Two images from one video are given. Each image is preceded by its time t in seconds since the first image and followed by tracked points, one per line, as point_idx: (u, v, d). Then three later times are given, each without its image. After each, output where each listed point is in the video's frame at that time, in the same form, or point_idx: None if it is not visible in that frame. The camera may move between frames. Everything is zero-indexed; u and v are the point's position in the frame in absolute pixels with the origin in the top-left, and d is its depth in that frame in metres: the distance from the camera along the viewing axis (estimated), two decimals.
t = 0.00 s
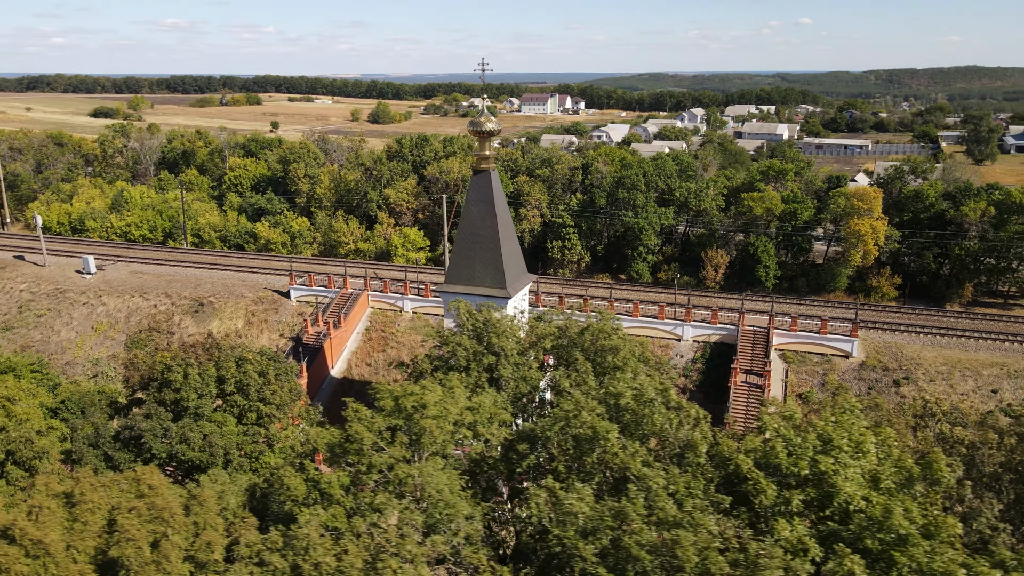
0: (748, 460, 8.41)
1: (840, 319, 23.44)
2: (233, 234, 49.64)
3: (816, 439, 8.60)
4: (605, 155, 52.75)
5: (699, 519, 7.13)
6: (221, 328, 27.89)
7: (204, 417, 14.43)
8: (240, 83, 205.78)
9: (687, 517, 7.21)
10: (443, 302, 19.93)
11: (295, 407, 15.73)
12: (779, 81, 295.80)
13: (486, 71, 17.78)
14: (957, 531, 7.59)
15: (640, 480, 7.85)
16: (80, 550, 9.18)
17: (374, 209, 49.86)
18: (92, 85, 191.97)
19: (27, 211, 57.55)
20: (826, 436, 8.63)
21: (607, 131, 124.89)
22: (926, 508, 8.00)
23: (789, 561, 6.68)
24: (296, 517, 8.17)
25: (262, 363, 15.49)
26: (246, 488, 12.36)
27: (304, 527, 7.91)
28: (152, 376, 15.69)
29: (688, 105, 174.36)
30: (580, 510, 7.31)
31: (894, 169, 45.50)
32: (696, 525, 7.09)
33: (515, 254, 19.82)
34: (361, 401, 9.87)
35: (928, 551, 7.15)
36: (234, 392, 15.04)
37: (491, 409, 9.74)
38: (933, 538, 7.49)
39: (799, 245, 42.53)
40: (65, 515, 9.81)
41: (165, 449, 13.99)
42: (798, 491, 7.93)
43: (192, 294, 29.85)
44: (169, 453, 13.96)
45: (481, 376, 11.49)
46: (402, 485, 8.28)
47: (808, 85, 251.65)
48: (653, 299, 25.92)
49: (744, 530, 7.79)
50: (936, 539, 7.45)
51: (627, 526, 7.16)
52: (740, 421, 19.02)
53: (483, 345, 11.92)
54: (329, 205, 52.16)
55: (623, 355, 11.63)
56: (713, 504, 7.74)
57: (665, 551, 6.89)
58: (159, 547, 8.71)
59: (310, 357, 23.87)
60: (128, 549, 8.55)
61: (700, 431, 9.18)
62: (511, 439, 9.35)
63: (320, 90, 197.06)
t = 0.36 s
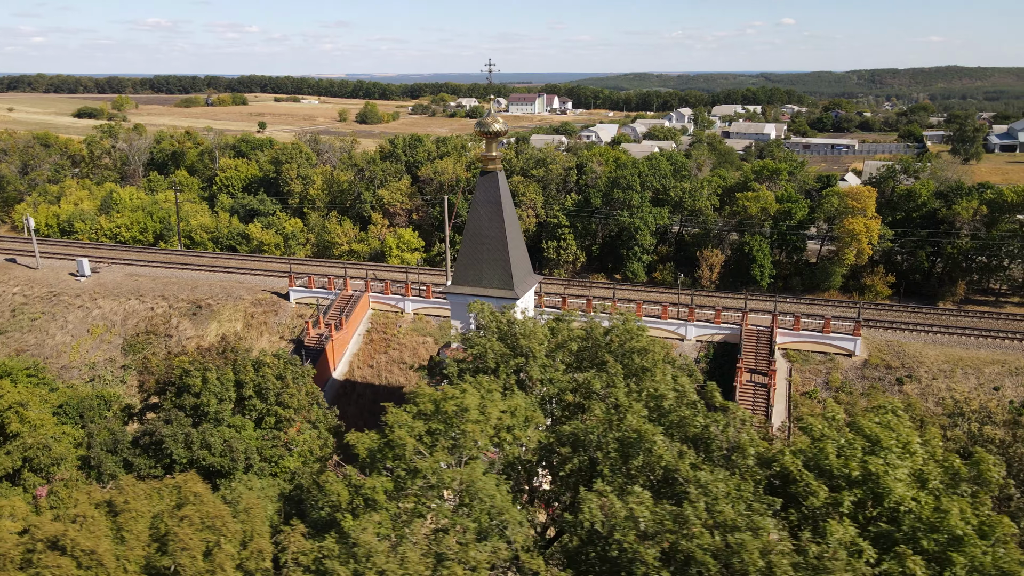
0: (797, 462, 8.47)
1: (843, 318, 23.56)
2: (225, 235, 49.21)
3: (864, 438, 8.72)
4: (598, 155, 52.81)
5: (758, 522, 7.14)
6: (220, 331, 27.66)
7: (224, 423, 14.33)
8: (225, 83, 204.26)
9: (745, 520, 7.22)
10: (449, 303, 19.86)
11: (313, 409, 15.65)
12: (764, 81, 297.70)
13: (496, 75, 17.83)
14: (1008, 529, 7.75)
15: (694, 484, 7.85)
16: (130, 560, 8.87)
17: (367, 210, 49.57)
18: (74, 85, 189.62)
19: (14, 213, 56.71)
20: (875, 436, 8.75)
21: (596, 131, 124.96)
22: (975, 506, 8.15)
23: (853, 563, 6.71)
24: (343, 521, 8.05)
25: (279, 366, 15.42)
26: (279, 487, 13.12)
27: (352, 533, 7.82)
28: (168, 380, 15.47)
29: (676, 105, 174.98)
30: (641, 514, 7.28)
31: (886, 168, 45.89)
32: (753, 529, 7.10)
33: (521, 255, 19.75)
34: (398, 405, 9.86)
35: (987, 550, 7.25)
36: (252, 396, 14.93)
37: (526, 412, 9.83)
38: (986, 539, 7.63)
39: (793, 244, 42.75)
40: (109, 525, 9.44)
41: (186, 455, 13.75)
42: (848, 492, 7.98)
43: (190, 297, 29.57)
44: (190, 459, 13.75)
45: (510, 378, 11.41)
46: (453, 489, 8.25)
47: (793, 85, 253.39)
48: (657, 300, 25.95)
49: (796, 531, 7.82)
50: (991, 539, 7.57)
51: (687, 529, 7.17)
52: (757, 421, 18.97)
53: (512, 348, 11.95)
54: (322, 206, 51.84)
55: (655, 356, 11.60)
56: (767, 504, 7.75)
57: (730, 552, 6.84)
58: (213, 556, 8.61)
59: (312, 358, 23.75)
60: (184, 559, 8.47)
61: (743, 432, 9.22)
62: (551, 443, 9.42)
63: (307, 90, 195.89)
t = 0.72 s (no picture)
0: (843, 464, 9.07)
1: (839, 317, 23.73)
2: (211, 237, 48.63)
3: (905, 439, 9.44)
4: (587, 155, 52.91)
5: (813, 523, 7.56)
6: (213, 334, 27.35)
7: (238, 428, 14.24)
8: (204, 83, 202.07)
9: (799, 521, 7.61)
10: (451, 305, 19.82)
11: (325, 414, 15.49)
12: (744, 81, 300.05)
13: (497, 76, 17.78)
14: None
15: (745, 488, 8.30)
16: (176, 570, 8.68)
17: (355, 211, 49.24)
18: (49, 85, 186.47)
19: None
20: (914, 435, 9.47)
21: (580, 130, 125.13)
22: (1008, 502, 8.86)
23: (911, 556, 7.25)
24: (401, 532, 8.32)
25: (291, 369, 15.29)
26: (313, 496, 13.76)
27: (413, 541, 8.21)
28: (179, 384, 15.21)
29: (658, 104, 175.77)
30: (697, 517, 7.70)
31: (872, 168, 46.47)
32: (808, 529, 7.52)
33: (522, 256, 19.73)
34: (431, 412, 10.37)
35: None
36: (265, 401, 14.78)
37: (556, 418, 10.67)
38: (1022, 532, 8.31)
39: (781, 242, 43.13)
40: (148, 536, 9.38)
41: (201, 463, 13.60)
42: (889, 491, 8.56)
43: (180, 300, 29.21)
44: (205, 466, 13.60)
45: (534, 380, 11.99)
46: (501, 494, 8.67)
47: (773, 84, 255.59)
48: (654, 299, 26.07)
49: (847, 529, 8.38)
50: None
51: (744, 531, 7.51)
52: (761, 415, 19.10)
53: (533, 351, 12.42)
54: (309, 207, 51.44)
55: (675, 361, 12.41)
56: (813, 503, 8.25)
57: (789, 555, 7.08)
58: (262, 565, 8.32)
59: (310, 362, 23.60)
60: (233, 567, 8.09)
61: (784, 436, 9.76)
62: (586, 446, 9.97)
63: (288, 91, 194.35)
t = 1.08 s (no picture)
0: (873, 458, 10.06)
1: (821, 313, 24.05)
2: (184, 240, 47.73)
3: (932, 433, 10.57)
4: (564, 155, 53.01)
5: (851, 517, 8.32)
6: (193, 339, 26.87)
7: (241, 434, 14.10)
8: (169, 83, 198.36)
9: (837, 516, 8.38)
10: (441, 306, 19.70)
11: (327, 419, 15.25)
12: (711, 81, 303.56)
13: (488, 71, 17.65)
14: None
15: (778, 486, 8.97)
16: None
17: (331, 212, 48.69)
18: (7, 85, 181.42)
19: None
20: (940, 430, 10.61)
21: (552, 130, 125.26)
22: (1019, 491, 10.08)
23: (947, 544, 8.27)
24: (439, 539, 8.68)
25: (292, 373, 15.24)
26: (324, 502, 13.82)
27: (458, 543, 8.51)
28: (178, 391, 15.01)
29: (628, 104, 176.89)
30: (741, 515, 8.27)
31: (844, 167, 47.36)
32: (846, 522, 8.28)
33: (513, 256, 19.68)
34: (454, 418, 10.84)
35: None
36: (268, 407, 14.69)
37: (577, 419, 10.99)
38: None
39: (757, 240, 43.66)
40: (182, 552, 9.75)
41: (204, 470, 13.51)
42: (918, 484, 9.62)
43: (158, 304, 28.61)
44: (209, 474, 13.50)
45: (546, 380, 12.24)
46: (530, 496, 9.12)
47: (739, 84, 258.83)
48: (639, 298, 26.23)
49: (881, 517, 9.38)
50: None
51: (784, 528, 8.17)
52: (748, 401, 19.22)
53: (545, 352, 12.73)
54: (284, 209, 50.77)
55: (689, 355, 12.78)
56: (849, 497, 9.07)
57: (834, 550, 7.74)
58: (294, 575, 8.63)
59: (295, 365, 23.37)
60: None
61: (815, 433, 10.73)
62: (610, 447, 10.52)
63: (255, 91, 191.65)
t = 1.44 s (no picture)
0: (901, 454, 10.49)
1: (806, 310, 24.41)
2: (159, 243, 46.89)
3: (957, 429, 11.06)
4: (543, 155, 53.08)
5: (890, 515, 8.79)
6: (176, 344, 26.44)
7: (248, 440, 14.01)
8: (136, 84, 194.77)
9: (875, 514, 8.82)
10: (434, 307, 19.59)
11: (332, 422, 15.37)
12: (682, 81, 306.38)
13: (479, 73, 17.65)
14: None
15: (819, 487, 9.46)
16: None
17: (310, 214, 48.19)
18: None
19: None
20: (966, 425, 11.13)
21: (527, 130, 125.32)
22: None
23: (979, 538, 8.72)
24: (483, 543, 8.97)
25: (298, 378, 15.25)
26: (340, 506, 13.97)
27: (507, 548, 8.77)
28: (180, 397, 14.77)
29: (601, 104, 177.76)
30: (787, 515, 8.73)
31: (820, 165, 48.11)
32: (885, 520, 8.73)
33: (506, 257, 19.65)
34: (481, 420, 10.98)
35: None
36: (274, 412, 14.69)
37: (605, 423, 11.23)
38: None
39: (737, 238, 44.10)
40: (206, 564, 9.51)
41: (213, 477, 13.41)
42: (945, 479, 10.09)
43: (138, 309, 28.08)
44: (218, 481, 13.43)
45: (564, 380, 12.40)
46: (564, 499, 9.49)
47: (710, 83, 261.58)
48: (627, 297, 26.38)
49: (914, 511, 9.83)
50: None
51: (829, 527, 8.61)
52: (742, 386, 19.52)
53: (557, 352, 12.85)
54: (262, 211, 50.14)
55: (702, 354, 13.01)
56: (881, 493, 9.53)
57: (877, 547, 8.33)
58: None
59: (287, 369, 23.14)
60: None
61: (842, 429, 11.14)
62: (642, 449, 10.94)
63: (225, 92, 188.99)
